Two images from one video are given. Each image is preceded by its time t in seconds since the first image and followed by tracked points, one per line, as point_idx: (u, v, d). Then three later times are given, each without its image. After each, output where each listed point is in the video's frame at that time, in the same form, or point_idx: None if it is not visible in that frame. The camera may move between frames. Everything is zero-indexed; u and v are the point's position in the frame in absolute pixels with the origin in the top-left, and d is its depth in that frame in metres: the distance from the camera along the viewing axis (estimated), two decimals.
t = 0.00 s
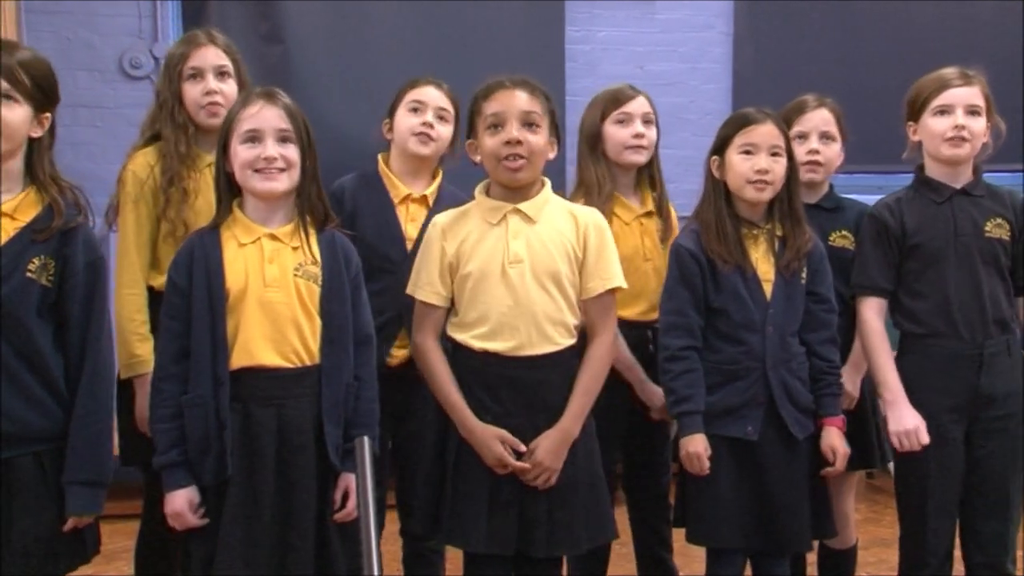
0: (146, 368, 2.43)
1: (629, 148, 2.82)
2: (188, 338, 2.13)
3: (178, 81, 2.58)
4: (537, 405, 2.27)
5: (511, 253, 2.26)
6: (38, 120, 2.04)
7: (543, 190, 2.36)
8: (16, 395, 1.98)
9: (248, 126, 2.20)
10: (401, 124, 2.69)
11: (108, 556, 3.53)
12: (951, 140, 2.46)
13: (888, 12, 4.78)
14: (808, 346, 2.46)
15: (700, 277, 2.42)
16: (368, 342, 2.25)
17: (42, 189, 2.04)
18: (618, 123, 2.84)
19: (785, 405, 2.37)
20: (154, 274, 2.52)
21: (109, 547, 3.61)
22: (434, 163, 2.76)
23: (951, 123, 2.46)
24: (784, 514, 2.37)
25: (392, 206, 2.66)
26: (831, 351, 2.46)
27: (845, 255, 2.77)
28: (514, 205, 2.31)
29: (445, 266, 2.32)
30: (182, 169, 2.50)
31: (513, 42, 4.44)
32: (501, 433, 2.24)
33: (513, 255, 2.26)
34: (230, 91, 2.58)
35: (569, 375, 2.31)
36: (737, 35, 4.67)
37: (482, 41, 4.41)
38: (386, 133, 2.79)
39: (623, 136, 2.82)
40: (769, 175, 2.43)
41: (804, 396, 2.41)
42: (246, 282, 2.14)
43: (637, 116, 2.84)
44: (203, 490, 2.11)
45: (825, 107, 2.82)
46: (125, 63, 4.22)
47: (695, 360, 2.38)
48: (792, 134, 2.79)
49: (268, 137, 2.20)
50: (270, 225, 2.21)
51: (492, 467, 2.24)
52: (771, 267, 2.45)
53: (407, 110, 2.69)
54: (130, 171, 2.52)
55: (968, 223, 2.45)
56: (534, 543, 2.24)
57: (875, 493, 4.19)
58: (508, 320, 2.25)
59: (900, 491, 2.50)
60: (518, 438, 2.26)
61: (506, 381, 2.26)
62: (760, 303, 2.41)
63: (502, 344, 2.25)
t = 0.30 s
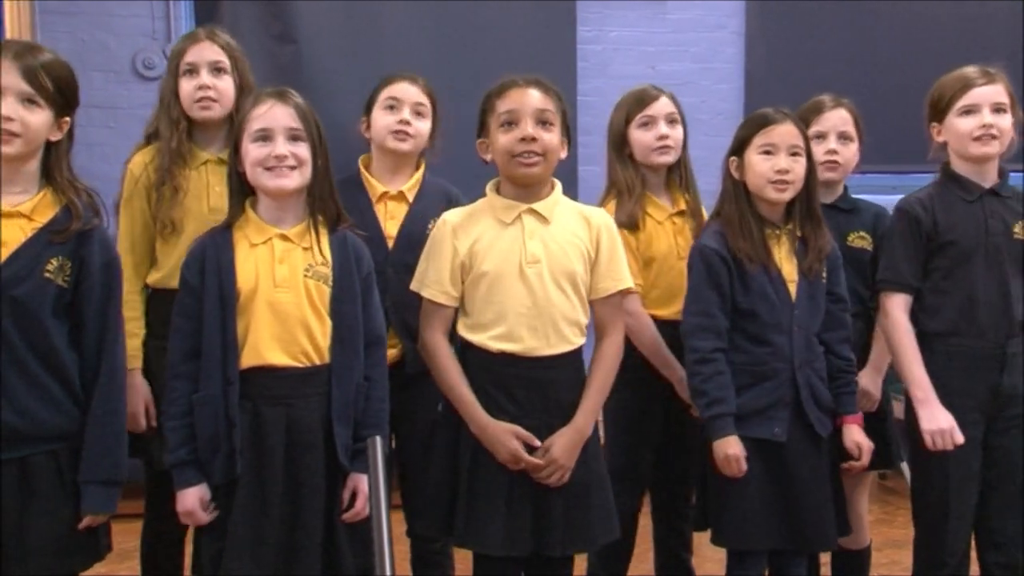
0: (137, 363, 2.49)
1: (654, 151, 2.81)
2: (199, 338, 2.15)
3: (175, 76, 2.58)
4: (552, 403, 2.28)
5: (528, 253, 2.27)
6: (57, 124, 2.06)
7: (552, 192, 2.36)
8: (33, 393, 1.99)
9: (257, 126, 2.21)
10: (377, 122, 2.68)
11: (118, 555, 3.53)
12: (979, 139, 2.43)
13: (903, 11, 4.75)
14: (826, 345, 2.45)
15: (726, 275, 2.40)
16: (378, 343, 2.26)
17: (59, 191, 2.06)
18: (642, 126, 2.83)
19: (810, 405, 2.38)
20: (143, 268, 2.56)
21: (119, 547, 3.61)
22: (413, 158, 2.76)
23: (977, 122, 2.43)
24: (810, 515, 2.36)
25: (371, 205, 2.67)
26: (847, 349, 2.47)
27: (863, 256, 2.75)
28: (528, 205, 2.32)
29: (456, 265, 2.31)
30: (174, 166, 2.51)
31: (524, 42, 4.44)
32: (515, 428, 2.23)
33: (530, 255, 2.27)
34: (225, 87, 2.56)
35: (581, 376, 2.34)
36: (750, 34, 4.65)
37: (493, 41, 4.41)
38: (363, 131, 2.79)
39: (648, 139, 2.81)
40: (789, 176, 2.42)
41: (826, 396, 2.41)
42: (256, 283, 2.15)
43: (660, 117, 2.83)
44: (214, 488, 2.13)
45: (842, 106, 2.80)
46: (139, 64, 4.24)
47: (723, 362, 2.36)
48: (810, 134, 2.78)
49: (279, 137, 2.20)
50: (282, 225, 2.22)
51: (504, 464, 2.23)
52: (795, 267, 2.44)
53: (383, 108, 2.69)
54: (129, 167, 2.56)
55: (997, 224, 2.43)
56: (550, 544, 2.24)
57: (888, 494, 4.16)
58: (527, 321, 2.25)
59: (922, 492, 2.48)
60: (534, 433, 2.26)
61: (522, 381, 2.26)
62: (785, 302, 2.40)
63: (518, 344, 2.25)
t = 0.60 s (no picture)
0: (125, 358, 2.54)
1: (674, 153, 2.80)
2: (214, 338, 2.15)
3: (175, 76, 2.58)
4: (567, 403, 2.27)
5: (546, 253, 2.27)
6: (78, 124, 2.08)
7: (566, 192, 2.36)
8: (55, 392, 1.99)
9: (272, 127, 2.21)
10: (370, 134, 2.68)
11: (131, 554, 3.54)
12: (1010, 141, 2.37)
13: (919, 12, 4.73)
14: (846, 346, 2.44)
15: (748, 274, 2.38)
16: (392, 343, 2.25)
17: (80, 193, 2.08)
18: (661, 128, 2.82)
19: (830, 408, 2.37)
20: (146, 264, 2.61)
21: (132, 546, 3.61)
22: (418, 161, 2.75)
23: (1007, 125, 2.37)
24: (828, 515, 2.36)
25: (390, 210, 2.65)
26: (864, 350, 2.46)
27: (882, 256, 2.74)
28: (543, 205, 2.31)
29: (472, 265, 2.30)
30: (166, 166, 2.52)
31: (538, 42, 4.43)
32: (532, 425, 2.24)
33: (548, 255, 2.26)
34: (222, 90, 2.54)
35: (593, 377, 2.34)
36: (764, 35, 4.63)
37: (507, 42, 4.41)
38: (360, 148, 2.78)
39: (667, 141, 2.80)
40: (809, 176, 2.41)
41: (845, 397, 2.40)
42: (270, 283, 2.15)
43: (680, 118, 2.82)
44: (227, 487, 2.13)
45: (863, 110, 2.78)
46: (154, 65, 4.25)
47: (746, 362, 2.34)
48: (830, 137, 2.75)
49: (294, 138, 2.20)
50: (296, 226, 2.22)
51: (523, 462, 2.23)
52: (815, 268, 2.42)
53: (367, 120, 2.67)
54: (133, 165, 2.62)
55: None
56: (567, 544, 2.24)
57: (904, 495, 4.14)
58: (544, 320, 2.25)
59: (943, 492, 2.47)
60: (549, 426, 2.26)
61: (539, 381, 2.26)
62: (806, 302, 2.39)
63: (537, 344, 2.25)
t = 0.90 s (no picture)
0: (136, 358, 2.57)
1: (673, 152, 2.82)
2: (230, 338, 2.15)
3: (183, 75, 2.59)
4: (583, 403, 2.28)
5: (561, 253, 2.27)
6: (96, 122, 2.10)
7: (579, 193, 2.36)
8: (79, 392, 2.00)
9: (291, 131, 2.22)
10: (405, 139, 2.71)
11: (148, 553, 3.55)
12: None
13: (935, 12, 4.71)
14: (860, 349, 2.43)
15: (755, 278, 2.39)
16: (407, 342, 2.26)
17: (99, 193, 2.09)
18: (664, 127, 2.84)
19: (838, 408, 2.35)
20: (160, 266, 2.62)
21: (148, 545, 3.62)
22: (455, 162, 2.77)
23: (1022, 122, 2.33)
24: (840, 519, 2.34)
25: (433, 211, 2.67)
26: (881, 354, 2.44)
27: (897, 256, 2.73)
28: (557, 205, 2.32)
29: (486, 266, 2.30)
30: (171, 166, 2.55)
31: (553, 43, 4.44)
32: (546, 422, 2.24)
33: (563, 255, 2.27)
34: (228, 90, 2.55)
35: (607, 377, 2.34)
36: (780, 35, 4.62)
37: (522, 43, 4.41)
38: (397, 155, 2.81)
39: (666, 139, 2.82)
40: (826, 177, 2.40)
41: (857, 399, 2.39)
42: (287, 283, 2.16)
43: (681, 116, 2.83)
44: (245, 486, 2.13)
45: (876, 107, 2.78)
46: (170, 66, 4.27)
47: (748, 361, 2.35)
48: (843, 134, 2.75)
49: (312, 143, 2.21)
50: (312, 227, 2.23)
51: (544, 460, 2.24)
52: (826, 268, 2.42)
53: (402, 125, 2.71)
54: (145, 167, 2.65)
55: None
56: (583, 544, 2.24)
57: (921, 497, 4.12)
58: (559, 320, 2.25)
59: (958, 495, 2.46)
60: (563, 421, 2.26)
61: (554, 381, 2.26)
62: (815, 304, 2.38)
63: (551, 344, 2.25)
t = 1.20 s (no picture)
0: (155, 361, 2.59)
1: (658, 155, 2.84)
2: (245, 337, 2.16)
3: (203, 74, 2.60)
4: (594, 405, 2.28)
5: (570, 253, 2.27)
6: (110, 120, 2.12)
7: (591, 193, 2.36)
8: (99, 389, 2.02)
9: (306, 128, 2.23)
10: (445, 139, 2.74)
11: (163, 552, 3.57)
12: None
13: (949, 11, 4.69)
14: (870, 350, 2.42)
15: (759, 279, 2.40)
16: (422, 342, 2.27)
17: (113, 191, 2.11)
18: (655, 128, 2.86)
19: (840, 407, 2.35)
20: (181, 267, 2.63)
21: (162, 544, 3.63)
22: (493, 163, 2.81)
23: None
24: (849, 520, 2.34)
25: (471, 210, 2.69)
26: (892, 355, 2.42)
27: (906, 257, 2.73)
28: (568, 205, 2.32)
29: (496, 265, 2.31)
30: (194, 166, 2.55)
31: (565, 43, 4.44)
32: (554, 428, 2.24)
33: (572, 255, 2.27)
34: (249, 88, 2.56)
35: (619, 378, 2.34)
36: (793, 35, 4.61)
37: (535, 43, 4.42)
38: (433, 151, 2.84)
39: (654, 142, 2.84)
40: (834, 175, 2.40)
41: (863, 401, 2.38)
42: (301, 283, 2.17)
43: (670, 119, 2.83)
44: (259, 485, 2.14)
45: (882, 109, 2.77)
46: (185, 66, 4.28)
47: (751, 360, 2.36)
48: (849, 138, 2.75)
49: (326, 139, 2.22)
50: (326, 227, 2.24)
51: (546, 462, 2.24)
52: (832, 268, 2.41)
53: (444, 125, 2.75)
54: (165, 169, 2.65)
55: None
56: (594, 545, 2.25)
57: (935, 498, 4.11)
58: (569, 320, 2.25)
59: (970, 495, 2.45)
60: (572, 430, 2.26)
61: (564, 383, 2.26)
62: (818, 304, 2.38)
63: (560, 344, 2.25)
